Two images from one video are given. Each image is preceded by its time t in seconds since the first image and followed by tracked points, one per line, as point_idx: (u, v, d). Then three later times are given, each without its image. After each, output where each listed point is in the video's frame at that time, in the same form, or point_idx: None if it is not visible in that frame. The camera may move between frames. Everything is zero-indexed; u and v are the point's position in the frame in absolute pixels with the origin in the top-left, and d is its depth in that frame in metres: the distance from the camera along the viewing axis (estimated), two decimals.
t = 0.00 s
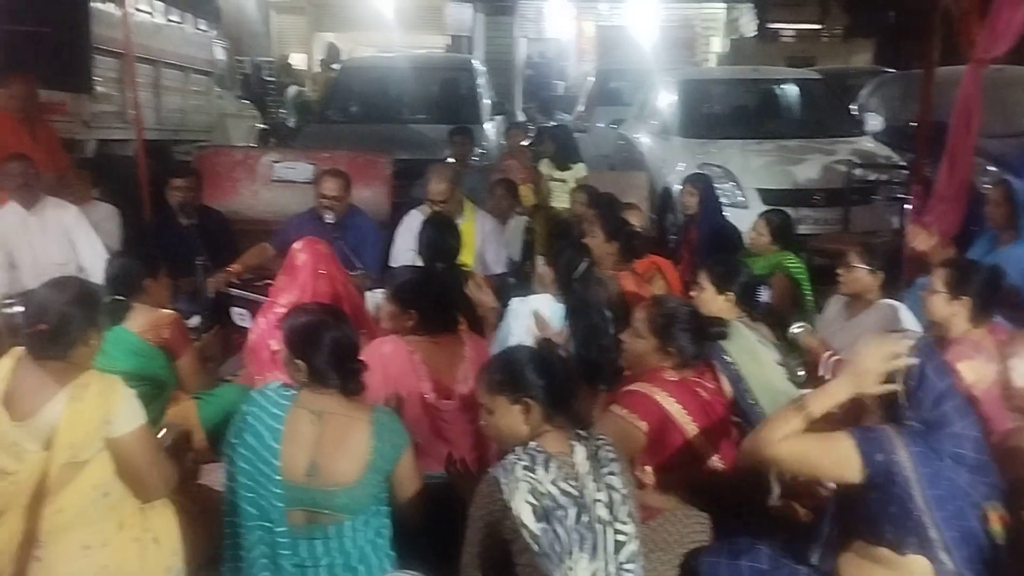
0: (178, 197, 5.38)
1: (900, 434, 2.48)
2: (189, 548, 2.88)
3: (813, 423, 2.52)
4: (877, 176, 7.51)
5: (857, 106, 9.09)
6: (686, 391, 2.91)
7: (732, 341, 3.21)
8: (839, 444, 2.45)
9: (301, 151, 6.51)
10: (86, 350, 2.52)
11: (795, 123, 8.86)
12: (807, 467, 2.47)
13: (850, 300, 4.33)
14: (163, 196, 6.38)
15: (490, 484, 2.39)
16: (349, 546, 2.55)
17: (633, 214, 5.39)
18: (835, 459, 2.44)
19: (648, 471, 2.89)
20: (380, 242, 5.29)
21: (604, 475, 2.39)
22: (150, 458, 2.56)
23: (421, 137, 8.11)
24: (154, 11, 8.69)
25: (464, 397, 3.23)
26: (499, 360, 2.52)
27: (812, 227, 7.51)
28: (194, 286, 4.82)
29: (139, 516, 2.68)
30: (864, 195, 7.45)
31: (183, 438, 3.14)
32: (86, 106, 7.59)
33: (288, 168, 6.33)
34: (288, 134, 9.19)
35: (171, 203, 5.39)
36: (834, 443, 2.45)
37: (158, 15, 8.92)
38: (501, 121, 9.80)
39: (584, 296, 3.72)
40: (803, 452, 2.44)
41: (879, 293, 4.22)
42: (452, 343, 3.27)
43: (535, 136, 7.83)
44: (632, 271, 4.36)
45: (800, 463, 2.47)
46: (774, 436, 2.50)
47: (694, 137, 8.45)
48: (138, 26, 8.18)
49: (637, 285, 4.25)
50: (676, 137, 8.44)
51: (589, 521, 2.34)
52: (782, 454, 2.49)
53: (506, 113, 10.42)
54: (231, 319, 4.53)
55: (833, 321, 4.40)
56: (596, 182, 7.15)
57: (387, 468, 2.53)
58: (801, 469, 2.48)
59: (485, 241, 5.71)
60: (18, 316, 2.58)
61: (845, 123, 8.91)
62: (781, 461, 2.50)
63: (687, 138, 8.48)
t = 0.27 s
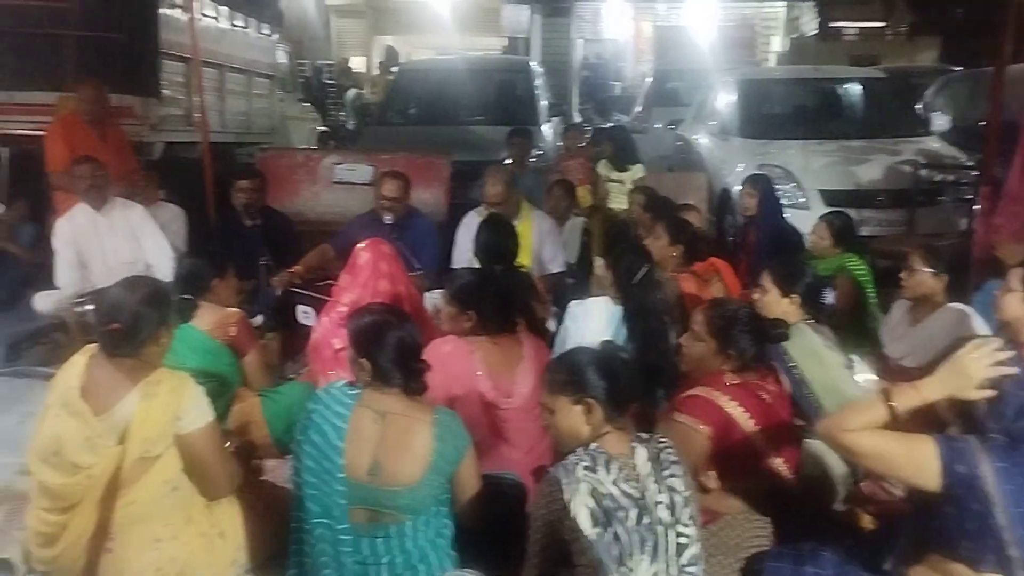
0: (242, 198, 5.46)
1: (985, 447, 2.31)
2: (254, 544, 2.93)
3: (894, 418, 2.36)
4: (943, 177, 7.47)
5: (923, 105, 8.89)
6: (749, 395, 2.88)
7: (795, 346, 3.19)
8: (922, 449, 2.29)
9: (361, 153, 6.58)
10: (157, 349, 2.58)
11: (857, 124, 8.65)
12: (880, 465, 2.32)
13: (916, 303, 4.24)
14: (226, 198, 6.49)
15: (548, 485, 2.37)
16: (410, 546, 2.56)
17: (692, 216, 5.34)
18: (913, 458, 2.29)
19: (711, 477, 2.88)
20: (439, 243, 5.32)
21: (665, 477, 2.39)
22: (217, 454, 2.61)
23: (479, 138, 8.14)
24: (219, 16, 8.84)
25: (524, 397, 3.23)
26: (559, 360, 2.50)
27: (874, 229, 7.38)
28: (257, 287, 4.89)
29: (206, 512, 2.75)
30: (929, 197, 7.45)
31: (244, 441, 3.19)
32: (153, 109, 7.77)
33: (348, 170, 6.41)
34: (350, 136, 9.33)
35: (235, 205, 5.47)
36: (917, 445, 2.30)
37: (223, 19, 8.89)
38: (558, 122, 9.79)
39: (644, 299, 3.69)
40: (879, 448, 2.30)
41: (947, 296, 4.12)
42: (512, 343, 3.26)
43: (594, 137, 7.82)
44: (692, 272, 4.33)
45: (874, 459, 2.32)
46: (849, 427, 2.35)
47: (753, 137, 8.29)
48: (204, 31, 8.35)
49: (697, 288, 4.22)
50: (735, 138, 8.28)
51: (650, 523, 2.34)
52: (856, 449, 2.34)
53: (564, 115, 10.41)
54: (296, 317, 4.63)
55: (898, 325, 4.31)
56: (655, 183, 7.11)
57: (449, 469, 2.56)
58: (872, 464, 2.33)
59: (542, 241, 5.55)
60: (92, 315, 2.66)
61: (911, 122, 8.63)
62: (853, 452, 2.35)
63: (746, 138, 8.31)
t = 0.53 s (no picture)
0: (297, 200, 5.53)
1: None
2: (310, 540, 2.97)
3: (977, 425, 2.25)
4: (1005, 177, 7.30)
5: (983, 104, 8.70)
6: (807, 397, 2.82)
7: (852, 349, 3.20)
8: (1004, 462, 2.19)
9: (413, 154, 6.63)
10: (216, 348, 2.59)
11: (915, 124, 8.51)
12: (959, 475, 2.22)
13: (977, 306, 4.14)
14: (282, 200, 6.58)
15: (604, 487, 2.37)
16: (464, 545, 2.60)
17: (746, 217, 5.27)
18: (993, 471, 2.19)
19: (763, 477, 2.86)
20: (490, 245, 5.33)
21: (720, 480, 2.32)
22: (274, 451, 2.65)
23: (531, 140, 8.13)
24: (274, 20, 8.95)
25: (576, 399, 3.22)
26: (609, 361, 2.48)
27: (933, 230, 7.24)
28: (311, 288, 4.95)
29: (263, 508, 2.81)
30: (991, 198, 7.29)
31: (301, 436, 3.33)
32: (212, 113, 7.82)
33: (401, 171, 6.47)
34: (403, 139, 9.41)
35: (290, 207, 5.53)
36: (999, 456, 2.19)
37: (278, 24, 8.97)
38: (610, 123, 9.74)
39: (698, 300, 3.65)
40: (958, 458, 2.20)
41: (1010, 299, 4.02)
42: (565, 344, 3.25)
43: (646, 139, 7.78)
44: (745, 273, 4.29)
45: (953, 469, 2.21)
46: (929, 433, 2.24)
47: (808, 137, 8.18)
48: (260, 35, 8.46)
49: (752, 289, 4.19)
50: (789, 139, 8.15)
51: (705, 526, 2.28)
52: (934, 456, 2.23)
53: (615, 116, 10.37)
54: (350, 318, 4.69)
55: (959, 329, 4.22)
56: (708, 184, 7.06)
57: (504, 470, 2.59)
58: (949, 473, 2.23)
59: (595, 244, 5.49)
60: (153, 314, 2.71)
61: (973, 121, 8.40)
62: (930, 458, 2.25)
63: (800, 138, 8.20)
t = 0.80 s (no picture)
0: (336, 202, 5.56)
1: None
2: (351, 538, 3.00)
3: None
4: None
5: None
6: (840, 397, 2.76)
7: (892, 352, 3.23)
8: None
9: (450, 156, 6.63)
10: (259, 348, 2.62)
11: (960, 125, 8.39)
12: None
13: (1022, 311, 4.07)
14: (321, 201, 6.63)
15: (643, 489, 2.34)
16: (510, 545, 2.59)
17: (786, 219, 5.21)
18: None
19: (800, 480, 2.80)
20: (528, 246, 5.33)
21: (761, 484, 2.27)
22: (315, 450, 2.72)
23: (569, 142, 8.10)
24: (315, 23, 8.99)
25: (612, 403, 3.20)
26: (649, 362, 2.48)
27: (977, 233, 7.12)
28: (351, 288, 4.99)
29: (304, 506, 2.87)
30: None
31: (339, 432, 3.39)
32: (252, 115, 7.71)
33: (438, 173, 6.48)
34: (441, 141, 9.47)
35: (330, 208, 5.57)
36: None
37: (319, 27, 8.99)
38: (647, 124, 9.69)
39: (738, 303, 3.62)
40: None
41: None
42: (599, 347, 3.21)
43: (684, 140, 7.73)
44: (786, 277, 4.26)
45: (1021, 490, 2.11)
46: (996, 450, 2.13)
47: (850, 139, 8.08)
48: (301, 38, 8.52)
49: (793, 293, 4.15)
50: (829, 141, 8.02)
51: (746, 530, 2.23)
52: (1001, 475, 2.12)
53: (653, 118, 10.31)
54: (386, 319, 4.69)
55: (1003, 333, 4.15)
56: (747, 186, 7.01)
57: (549, 471, 2.59)
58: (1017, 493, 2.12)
59: (633, 248, 5.38)
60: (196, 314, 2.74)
61: (1020, 123, 8.22)
62: (996, 477, 2.14)
63: (841, 140, 8.10)
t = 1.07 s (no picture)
0: (357, 204, 5.57)
1: None
2: (372, 538, 3.01)
3: None
4: None
5: None
6: (851, 396, 2.70)
7: (915, 357, 3.05)
8: None
9: (471, 156, 6.60)
10: (281, 348, 2.63)
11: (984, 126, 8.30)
12: None
13: None
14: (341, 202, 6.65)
15: (663, 492, 2.33)
16: (532, 545, 2.59)
17: (807, 221, 5.17)
18: None
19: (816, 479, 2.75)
20: (549, 248, 5.32)
21: (782, 488, 2.26)
22: (336, 450, 2.69)
23: (589, 143, 8.08)
24: (336, 25, 9.02)
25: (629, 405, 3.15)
26: (672, 364, 2.46)
27: (1003, 236, 7.03)
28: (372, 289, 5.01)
29: (325, 506, 2.87)
30: None
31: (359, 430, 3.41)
32: (274, 117, 7.77)
33: (458, 175, 6.48)
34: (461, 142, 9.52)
35: (351, 210, 5.58)
36: None
37: (340, 29, 9.02)
38: (667, 125, 9.66)
39: (758, 305, 3.59)
40: None
41: None
42: (615, 350, 3.17)
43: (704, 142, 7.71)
44: (807, 279, 4.24)
45: None
46: None
47: (872, 140, 8.01)
48: (322, 40, 8.55)
49: (816, 295, 4.12)
50: (852, 142, 7.95)
51: (766, 534, 2.23)
52: None
53: (674, 119, 10.28)
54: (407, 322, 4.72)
55: None
56: (768, 188, 6.97)
57: (570, 471, 2.60)
58: None
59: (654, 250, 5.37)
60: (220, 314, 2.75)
61: None
62: None
63: (864, 141, 8.04)
